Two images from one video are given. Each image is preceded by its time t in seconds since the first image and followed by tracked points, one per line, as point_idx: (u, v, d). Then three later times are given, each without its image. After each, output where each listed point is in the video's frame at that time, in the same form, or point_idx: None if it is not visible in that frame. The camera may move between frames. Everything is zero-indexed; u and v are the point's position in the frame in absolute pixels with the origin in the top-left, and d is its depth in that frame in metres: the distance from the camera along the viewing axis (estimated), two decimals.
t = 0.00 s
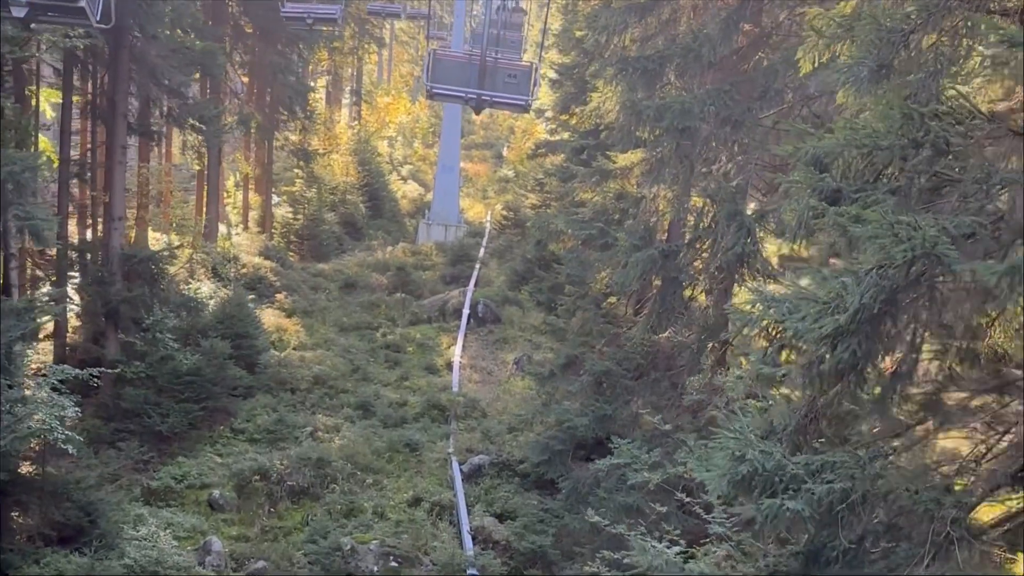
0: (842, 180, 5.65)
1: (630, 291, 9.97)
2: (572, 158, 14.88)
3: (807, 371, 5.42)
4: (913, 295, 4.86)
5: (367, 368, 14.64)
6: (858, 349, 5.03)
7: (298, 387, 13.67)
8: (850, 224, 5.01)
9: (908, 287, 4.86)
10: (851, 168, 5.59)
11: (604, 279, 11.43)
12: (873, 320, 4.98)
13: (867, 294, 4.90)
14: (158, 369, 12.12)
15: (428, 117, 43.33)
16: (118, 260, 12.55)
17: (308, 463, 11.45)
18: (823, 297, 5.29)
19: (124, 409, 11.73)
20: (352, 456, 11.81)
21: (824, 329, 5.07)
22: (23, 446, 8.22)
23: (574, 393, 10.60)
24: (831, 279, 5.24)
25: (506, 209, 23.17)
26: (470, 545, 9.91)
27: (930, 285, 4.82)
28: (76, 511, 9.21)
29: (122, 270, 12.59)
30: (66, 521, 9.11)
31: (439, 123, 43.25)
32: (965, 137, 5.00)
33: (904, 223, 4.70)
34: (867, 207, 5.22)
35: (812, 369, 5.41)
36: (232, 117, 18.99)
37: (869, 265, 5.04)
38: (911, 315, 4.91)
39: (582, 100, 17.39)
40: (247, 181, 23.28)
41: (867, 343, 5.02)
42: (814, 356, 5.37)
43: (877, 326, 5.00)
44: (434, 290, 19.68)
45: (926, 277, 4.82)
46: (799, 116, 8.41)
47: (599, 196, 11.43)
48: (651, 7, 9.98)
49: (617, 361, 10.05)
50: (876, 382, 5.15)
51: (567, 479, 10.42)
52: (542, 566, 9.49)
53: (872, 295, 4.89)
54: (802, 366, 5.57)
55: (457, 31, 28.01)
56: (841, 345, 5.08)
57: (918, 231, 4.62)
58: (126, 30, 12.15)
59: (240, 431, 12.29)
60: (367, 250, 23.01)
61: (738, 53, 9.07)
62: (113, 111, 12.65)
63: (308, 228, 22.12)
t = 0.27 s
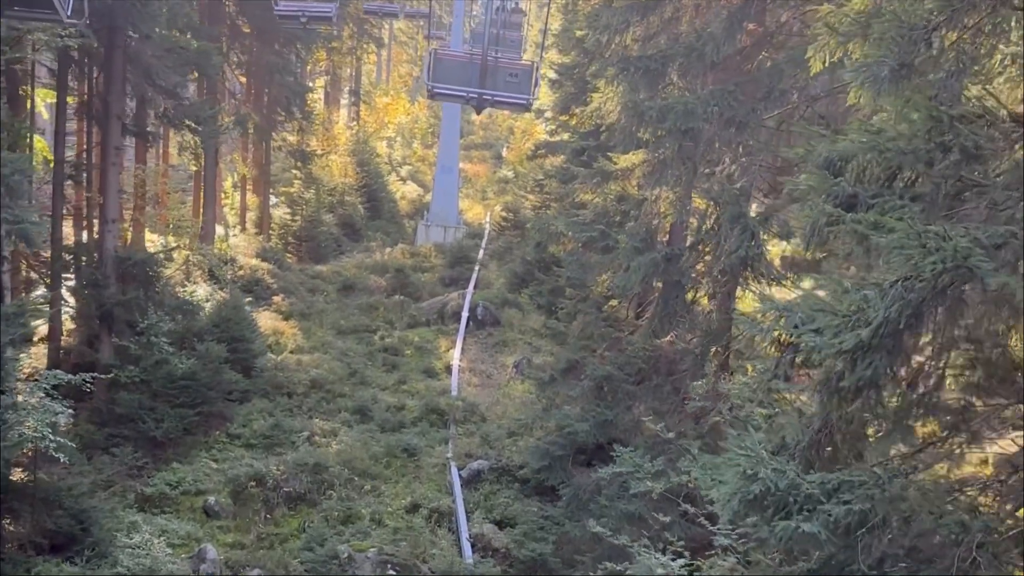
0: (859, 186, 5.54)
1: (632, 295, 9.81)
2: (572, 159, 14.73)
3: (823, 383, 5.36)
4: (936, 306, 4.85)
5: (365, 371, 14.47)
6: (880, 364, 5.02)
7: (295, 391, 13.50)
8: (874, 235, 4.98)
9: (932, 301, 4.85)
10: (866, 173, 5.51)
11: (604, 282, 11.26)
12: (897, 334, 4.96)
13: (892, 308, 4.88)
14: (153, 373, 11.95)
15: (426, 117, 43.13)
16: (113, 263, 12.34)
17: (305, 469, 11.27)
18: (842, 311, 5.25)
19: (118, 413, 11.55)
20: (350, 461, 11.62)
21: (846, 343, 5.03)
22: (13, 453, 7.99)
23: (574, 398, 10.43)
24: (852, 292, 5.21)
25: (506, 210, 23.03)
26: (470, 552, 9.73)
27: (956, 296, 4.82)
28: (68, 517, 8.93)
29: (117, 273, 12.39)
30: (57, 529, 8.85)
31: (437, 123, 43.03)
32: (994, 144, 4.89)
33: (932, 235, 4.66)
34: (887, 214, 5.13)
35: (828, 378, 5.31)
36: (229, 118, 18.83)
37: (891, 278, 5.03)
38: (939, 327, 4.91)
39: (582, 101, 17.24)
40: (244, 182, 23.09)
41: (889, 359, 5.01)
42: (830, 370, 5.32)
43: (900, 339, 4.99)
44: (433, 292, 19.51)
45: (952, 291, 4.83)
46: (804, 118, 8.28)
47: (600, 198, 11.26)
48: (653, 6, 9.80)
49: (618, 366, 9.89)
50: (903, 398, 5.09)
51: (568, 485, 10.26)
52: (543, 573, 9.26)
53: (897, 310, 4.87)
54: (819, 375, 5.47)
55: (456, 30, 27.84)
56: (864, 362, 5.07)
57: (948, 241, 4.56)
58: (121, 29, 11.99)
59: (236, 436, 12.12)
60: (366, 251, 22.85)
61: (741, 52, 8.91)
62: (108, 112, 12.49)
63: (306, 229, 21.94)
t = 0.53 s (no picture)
0: (875, 189, 5.33)
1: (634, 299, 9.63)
2: (572, 161, 14.56)
3: (846, 403, 4.93)
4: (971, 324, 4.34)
5: (363, 376, 14.28)
6: (908, 386, 4.53)
7: (292, 396, 13.31)
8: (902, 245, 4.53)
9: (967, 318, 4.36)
10: (883, 176, 5.30)
11: (606, 286, 11.08)
12: (925, 354, 4.49)
13: (921, 325, 4.39)
14: (148, 379, 11.76)
15: (425, 117, 43.01)
16: (106, 267, 12.15)
17: (301, 476, 11.09)
18: (866, 325, 4.80)
19: (112, 420, 11.36)
20: (347, 468, 11.43)
21: (869, 362, 4.58)
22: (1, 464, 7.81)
23: (575, 403, 10.25)
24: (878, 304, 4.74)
25: (505, 211, 22.89)
26: (469, 561, 9.56)
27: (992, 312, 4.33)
28: (60, 528, 8.69)
29: (111, 277, 12.20)
30: (49, 539, 8.61)
31: (436, 124, 42.90)
32: None
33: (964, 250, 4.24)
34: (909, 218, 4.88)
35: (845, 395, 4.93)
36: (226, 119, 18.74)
37: (921, 292, 4.53)
38: (969, 346, 4.42)
39: (582, 102, 17.08)
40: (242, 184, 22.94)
41: (915, 379, 4.53)
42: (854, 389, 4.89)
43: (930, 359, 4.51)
44: (432, 294, 19.35)
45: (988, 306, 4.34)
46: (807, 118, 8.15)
47: (600, 200, 11.08)
48: (655, 4, 9.63)
49: (620, 371, 9.72)
50: (929, 421, 4.60)
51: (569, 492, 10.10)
52: None
53: (927, 327, 4.38)
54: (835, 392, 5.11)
55: (455, 31, 27.65)
56: (890, 383, 4.60)
57: (985, 256, 4.14)
58: (114, 29, 11.79)
59: (232, 442, 11.94)
60: (364, 254, 22.70)
61: (745, 52, 8.76)
62: (101, 114, 12.29)
63: (303, 231, 21.78)
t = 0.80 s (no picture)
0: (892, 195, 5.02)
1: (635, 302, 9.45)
2: (572, 162, 14.41)
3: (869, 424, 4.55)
4: (1013, 339, 3.80)
5: (361, 380, 14.11)
6: (941, 408, 3.96)
7: (289, 401, 13.13)
8: (934, 252, 4.06)
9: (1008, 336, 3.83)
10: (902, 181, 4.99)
11: (606, 289, 10.90)
12: (958, 371, 3.93)
13: (957, 343, 3.85)
14: (142, 384, 11.57)
15: (424, 117, 42.85)
16: (100, 271, 11.96)
17: (298, 482, 10.89)
18: (890, 342, 4.22)
19: (106, 426, 11.16)
20: (345, 474, 11.25)
21: (896, 381, 3.98)
22: None
23: (576, 408, 10.08)
24: (904, 317, 4.15)
25: (504, 212, 22.74)
26: (469, 568, 9.38)
27: None
28: (53, 537, 8.53)
29: (104, 281, 12.00)
30: (41, 550, 8.45)
31: (435, 124, 42.77)
32: None
33: (1007, 258, 3.78)
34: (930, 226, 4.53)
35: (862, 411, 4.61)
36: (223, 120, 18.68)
37: (955, 308, 4.01)
38: (1009, 364, 3.86)
39: (582, 102, 16.92)
40: (239, 186, 22.77)
41: (946, 402, 3.96)
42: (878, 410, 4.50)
43: (961, 378, 3.97)
44: (430, 296, 19.20)
45: None
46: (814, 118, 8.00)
47: (601, 201, 10.90)
48: (656, 3, 9.46)
49: (622, 376, 9.57)
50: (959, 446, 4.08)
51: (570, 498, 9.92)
52: None
53: (964, 344, 3.83)
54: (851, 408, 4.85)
55: (453, 30, 27.48)
56: (922, 404, 4.01)
57: None
58: (106, 29, 11.60)
59: (228, 448, 11.77)
60: (362, 255, 22.55)
61: (748, 51, 8.61)
62: (93, 115, 12.10)
63: (301, 233, 21.61)
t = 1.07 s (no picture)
0: (911, 199, 4.83)
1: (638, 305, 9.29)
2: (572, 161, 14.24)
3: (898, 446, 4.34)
4: None
5: (359, 383, 13.94)
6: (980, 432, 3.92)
7: (286, 405, 12.96)
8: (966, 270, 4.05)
9: None
10: (922, 185, 4.80)
11: (607, 291, 10.74)
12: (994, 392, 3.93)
13: (997, 362, 3.84)
14: (137, 390, 11.39)
15: (422, 117, 42.68)
16: (94, 274, 11.77)
17: (295, 489, 10.71)
18: (921, 360, 4.23)
19: (100, 431, 11.03)
20: (343, 479, 11.07)
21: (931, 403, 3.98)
22: None
23: (577, 413, 9.91)
24: (936, 338, 4.16)
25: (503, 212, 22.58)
26: None
27: None
28: (45, 547, 8.44)
29: (98, 284, 11.82)
30: (33, 560, 8.34)
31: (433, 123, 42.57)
32: None
33: None
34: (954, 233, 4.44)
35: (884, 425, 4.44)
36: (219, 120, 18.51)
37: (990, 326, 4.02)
38: None
39: (581, 101, 16.75)
40: (236, 186, 22.58)
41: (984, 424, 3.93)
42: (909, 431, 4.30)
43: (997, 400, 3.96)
44: (429, 298, 19.03)
45: None
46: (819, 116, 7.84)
47: (601, 202, 10.74)
48: None
49: (624, 379, 9.41)
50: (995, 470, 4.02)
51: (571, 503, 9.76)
52: None
53: (1002, 364, 3.84)
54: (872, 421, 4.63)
55: (451, 29, 27.32)
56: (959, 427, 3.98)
57: None
58: (98, 29, 11.40)
59: (224, 454, 11.60)
60: (360, 256, 22.38)
61: (752, 49, 8.45)
62: (86, 117, 11.91)
63: (298, 234, 21.42)
